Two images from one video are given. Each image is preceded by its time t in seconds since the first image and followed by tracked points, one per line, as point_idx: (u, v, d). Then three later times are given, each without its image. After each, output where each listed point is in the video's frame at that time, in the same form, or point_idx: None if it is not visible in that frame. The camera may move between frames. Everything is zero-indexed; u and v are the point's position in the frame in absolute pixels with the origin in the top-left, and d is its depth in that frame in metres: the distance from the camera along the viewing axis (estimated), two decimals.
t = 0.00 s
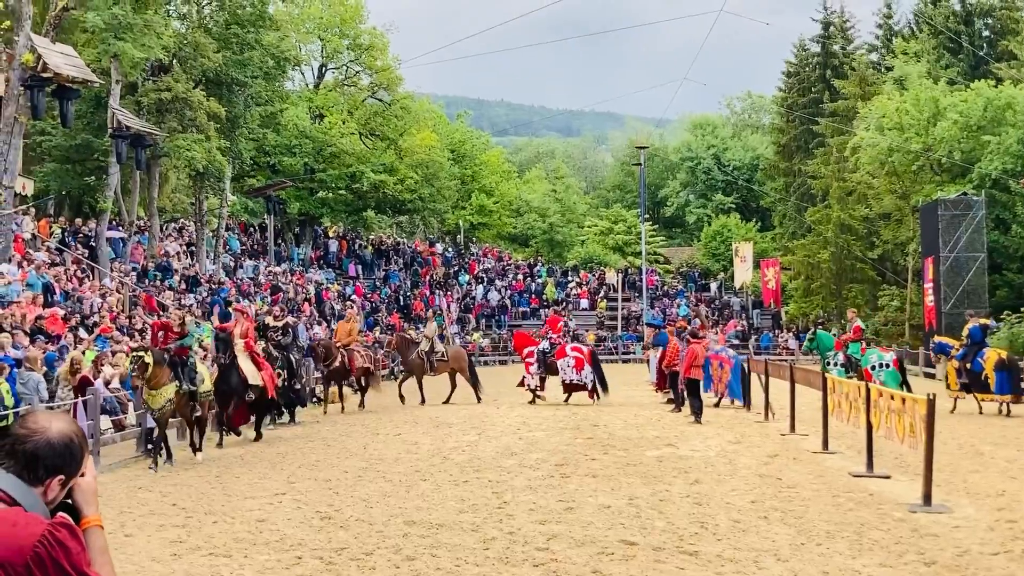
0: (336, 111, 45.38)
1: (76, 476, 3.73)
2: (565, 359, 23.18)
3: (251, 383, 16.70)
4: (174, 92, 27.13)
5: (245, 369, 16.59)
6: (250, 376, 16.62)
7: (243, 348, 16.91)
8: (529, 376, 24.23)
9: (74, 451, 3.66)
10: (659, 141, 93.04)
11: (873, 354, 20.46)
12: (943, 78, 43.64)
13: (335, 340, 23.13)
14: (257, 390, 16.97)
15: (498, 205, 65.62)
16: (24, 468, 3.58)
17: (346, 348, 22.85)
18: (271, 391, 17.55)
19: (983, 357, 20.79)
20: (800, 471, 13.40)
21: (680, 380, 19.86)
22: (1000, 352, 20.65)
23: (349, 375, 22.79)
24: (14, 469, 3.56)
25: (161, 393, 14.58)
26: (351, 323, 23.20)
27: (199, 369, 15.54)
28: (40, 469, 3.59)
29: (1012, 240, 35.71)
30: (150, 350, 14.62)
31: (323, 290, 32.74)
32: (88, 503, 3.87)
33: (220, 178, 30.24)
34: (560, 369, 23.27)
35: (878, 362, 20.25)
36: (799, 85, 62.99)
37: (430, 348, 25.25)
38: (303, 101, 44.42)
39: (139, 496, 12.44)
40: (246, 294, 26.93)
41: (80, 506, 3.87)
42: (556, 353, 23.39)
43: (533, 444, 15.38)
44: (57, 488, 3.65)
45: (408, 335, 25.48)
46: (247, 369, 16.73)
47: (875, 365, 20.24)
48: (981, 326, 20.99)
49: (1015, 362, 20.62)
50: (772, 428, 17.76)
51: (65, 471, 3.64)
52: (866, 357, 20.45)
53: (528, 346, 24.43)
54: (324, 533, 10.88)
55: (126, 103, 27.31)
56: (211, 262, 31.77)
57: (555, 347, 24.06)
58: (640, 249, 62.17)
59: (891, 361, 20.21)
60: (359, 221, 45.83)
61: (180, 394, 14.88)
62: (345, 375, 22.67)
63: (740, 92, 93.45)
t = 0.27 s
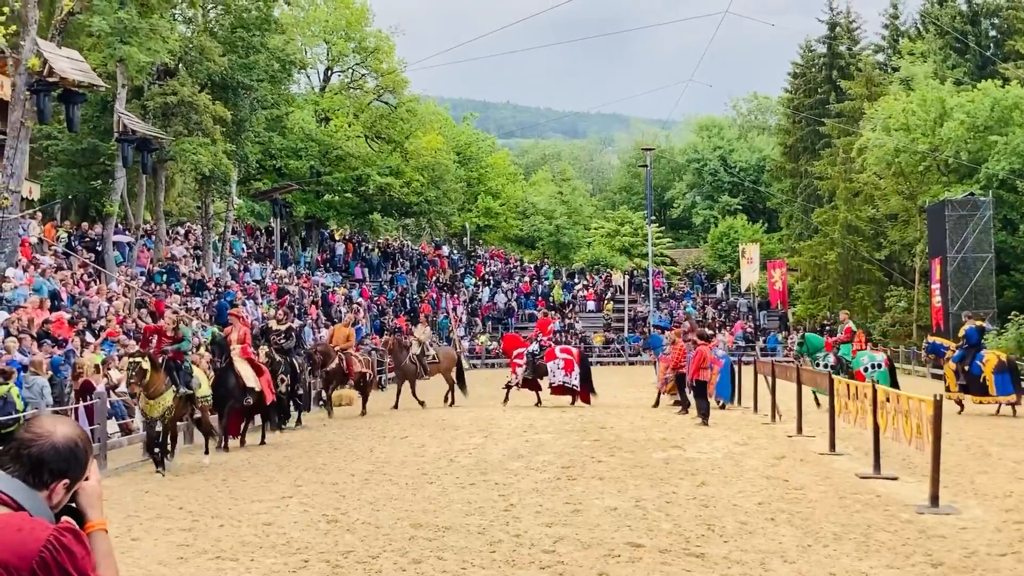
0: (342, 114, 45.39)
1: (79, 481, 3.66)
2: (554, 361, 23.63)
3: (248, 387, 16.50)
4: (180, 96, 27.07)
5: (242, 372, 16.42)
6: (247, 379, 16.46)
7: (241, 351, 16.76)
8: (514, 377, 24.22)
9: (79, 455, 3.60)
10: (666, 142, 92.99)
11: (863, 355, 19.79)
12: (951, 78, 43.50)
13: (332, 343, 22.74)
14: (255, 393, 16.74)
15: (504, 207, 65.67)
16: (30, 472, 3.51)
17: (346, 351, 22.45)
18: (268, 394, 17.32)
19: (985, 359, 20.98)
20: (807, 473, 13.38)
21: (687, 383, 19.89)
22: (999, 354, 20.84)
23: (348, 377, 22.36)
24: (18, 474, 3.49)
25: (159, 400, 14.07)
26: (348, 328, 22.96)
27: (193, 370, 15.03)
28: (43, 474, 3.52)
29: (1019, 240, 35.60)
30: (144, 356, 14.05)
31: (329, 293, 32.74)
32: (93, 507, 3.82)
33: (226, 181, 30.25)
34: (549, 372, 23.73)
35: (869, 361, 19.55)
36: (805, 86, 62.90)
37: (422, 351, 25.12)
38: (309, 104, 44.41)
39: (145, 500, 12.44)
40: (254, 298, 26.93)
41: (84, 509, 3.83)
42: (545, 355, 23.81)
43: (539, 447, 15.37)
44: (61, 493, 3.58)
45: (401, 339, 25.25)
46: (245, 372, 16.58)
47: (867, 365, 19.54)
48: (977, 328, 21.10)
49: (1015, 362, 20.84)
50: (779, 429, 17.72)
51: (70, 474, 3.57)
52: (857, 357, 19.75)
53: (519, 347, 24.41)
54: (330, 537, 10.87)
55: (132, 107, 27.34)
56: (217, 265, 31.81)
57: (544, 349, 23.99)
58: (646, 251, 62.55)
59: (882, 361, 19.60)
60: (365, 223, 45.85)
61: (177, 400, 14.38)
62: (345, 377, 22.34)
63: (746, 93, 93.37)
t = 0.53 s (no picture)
0: (347, 116, 45.42)
1: (82, 485, 3.65)
2: (542, 364, 23.85)
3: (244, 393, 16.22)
4: (184, 99, 27.24)
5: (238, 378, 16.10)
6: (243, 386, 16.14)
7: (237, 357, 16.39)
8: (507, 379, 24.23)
9: (82, 458, 3.58)
10: (670, 143, 92.99)
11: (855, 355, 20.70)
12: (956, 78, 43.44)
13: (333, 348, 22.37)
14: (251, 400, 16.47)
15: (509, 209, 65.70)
16: (32, 476, 3.50)
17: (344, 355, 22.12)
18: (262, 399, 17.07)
19: (983, 358, 20.97)
20: (812, 474, 13.38)
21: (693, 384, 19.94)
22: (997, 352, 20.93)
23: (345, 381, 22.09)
24: (21, 478, 3.48)
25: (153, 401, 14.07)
26: (346, 330, 22.73)
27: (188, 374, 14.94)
28: (46, 477, 3.51)
29: None
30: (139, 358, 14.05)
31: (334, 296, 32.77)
32: (95, 509, 3.81)
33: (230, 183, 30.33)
34: (538, 373, 23.93)
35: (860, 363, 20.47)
36: (810, 86, 62.86)
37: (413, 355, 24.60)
38: (313, 106, 44.42)
39: (151, 503, 12.44)
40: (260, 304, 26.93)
41: (87, 512, 3.82)
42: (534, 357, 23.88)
43: (544, 448, 15.38)
44: (63, 496, 3.57)
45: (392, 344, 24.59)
46: (240, 378, 16.28)
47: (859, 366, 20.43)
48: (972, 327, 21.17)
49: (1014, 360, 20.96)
50: (784, 430, 17.71)
51: (73, 478, 3.55)
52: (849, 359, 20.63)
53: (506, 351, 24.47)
54: (335, 539, 10.87)
55: (137, 110, 27.46)
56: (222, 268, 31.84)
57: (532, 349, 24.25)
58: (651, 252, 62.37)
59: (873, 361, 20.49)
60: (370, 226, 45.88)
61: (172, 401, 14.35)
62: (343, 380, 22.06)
63: (751, 94, 93.36)
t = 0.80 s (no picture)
0: (352, 118, 45.43)
1: (88, 485, 3.67)
2: (531, 365, 23.62)
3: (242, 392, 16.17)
4: (189, 100, 27.16)
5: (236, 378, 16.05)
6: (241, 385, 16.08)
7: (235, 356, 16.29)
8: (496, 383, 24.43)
9: (88, 460, 3.59)
10: (676, 143, 92.97)
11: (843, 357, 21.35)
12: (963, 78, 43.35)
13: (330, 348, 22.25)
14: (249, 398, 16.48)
15: (515, 210, 65.72)
16: (39, 476, 3.51)
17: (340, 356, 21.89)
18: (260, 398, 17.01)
19: (979, 357, 21.05)
20: (818, 473, 13.38)
21: (699, 385, 19.88)
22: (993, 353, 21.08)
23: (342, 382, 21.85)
24: (28, 479, 3.49)
25: (148, 406, 13.73)
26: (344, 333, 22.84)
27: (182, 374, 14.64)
28: (53, 478, 3.53)
29: None
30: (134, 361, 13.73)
31: (339, 297, 32.80)
32: (101, 510, 3.82)
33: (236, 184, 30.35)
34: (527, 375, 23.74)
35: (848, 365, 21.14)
36: (816, 86, 62.81)
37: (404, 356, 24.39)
38: (319, 108, 44.41)
39: (157, 504, 12.47)
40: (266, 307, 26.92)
41: (93, 512, 3.83)
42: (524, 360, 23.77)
43: (550, 448, 15.39)
44: (70, 497, 3.59)
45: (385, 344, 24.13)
46: (239, 377, 16.23)
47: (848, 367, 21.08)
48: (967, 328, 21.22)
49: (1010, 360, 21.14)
50: (790, 431, 17.71)
51: (80, 478, 3.56)
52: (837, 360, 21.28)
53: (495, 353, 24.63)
54: (341, 539, 10.88)
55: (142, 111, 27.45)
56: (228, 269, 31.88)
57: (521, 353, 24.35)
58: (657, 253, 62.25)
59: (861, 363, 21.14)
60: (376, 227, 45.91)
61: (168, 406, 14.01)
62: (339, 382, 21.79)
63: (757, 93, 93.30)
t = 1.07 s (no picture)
0: (357, 118, 45.47)
1: (98, 484, 3.68)
2: (517, 364, 23.81)
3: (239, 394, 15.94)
4: (196, 100, 27.22)
5: (232, 379, 15.84)
6: (238, 387, 15.90)
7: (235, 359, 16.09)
8: (482, 383, 24.64)
9: (98, 459, 3.61)
10: (682, 143, 92.94)
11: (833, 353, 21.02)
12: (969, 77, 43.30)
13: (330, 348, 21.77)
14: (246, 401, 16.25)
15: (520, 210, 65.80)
16: (48, 477, 3.53)
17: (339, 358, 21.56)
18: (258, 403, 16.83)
19: (975, 356, 21.00)
20: (823, 473, 13.37)
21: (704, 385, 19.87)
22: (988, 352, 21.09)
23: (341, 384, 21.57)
24: (38, 478, 3.51)
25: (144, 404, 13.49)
26: (343, 331, 22.10)
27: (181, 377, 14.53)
28: (63, 478, 3.54)
29: None
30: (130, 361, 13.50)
31: (345, 297, 32.84)
32: (110, 510, 3.83)
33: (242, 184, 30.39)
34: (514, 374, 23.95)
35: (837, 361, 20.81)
36: (821, 85, 62.76)
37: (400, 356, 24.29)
38: (324, 108, 44.45)
39: (164, 503, 12.49)
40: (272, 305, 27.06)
41: (102, 512, 3.84)
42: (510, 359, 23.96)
43: (555, 448, 15.40)
44: (79, 496, 3.59)
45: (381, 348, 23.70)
46: (236, 380, 16.02)
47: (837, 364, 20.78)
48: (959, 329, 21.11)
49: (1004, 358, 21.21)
50: (796, 430, 17.69)
51: (89, 478, 3.58)
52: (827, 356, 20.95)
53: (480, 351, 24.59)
54: (347, 538, 10.89)
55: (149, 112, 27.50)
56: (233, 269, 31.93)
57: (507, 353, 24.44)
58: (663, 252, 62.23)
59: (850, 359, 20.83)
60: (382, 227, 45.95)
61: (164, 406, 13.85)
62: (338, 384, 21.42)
63: (762, 93, 93.25)
